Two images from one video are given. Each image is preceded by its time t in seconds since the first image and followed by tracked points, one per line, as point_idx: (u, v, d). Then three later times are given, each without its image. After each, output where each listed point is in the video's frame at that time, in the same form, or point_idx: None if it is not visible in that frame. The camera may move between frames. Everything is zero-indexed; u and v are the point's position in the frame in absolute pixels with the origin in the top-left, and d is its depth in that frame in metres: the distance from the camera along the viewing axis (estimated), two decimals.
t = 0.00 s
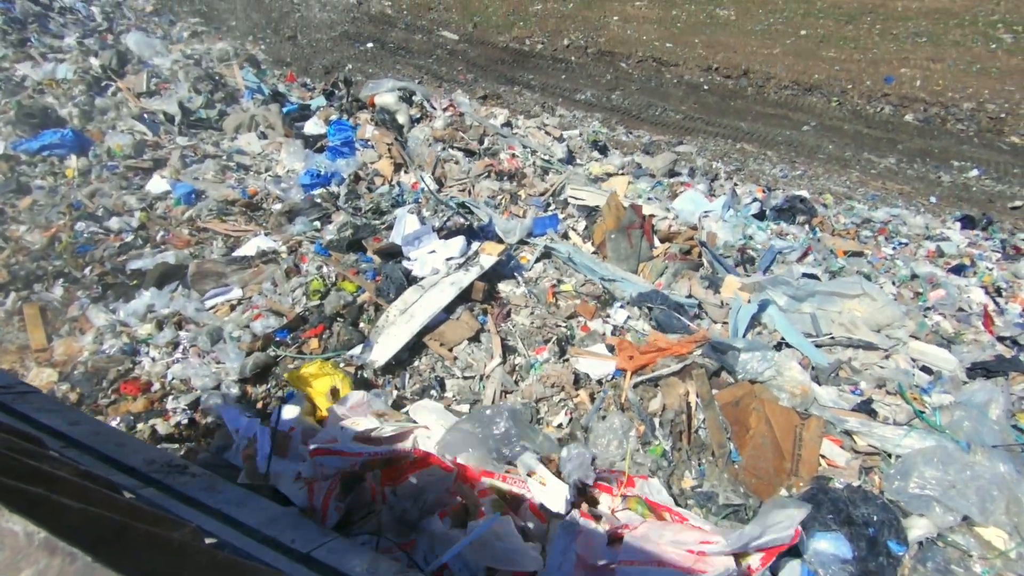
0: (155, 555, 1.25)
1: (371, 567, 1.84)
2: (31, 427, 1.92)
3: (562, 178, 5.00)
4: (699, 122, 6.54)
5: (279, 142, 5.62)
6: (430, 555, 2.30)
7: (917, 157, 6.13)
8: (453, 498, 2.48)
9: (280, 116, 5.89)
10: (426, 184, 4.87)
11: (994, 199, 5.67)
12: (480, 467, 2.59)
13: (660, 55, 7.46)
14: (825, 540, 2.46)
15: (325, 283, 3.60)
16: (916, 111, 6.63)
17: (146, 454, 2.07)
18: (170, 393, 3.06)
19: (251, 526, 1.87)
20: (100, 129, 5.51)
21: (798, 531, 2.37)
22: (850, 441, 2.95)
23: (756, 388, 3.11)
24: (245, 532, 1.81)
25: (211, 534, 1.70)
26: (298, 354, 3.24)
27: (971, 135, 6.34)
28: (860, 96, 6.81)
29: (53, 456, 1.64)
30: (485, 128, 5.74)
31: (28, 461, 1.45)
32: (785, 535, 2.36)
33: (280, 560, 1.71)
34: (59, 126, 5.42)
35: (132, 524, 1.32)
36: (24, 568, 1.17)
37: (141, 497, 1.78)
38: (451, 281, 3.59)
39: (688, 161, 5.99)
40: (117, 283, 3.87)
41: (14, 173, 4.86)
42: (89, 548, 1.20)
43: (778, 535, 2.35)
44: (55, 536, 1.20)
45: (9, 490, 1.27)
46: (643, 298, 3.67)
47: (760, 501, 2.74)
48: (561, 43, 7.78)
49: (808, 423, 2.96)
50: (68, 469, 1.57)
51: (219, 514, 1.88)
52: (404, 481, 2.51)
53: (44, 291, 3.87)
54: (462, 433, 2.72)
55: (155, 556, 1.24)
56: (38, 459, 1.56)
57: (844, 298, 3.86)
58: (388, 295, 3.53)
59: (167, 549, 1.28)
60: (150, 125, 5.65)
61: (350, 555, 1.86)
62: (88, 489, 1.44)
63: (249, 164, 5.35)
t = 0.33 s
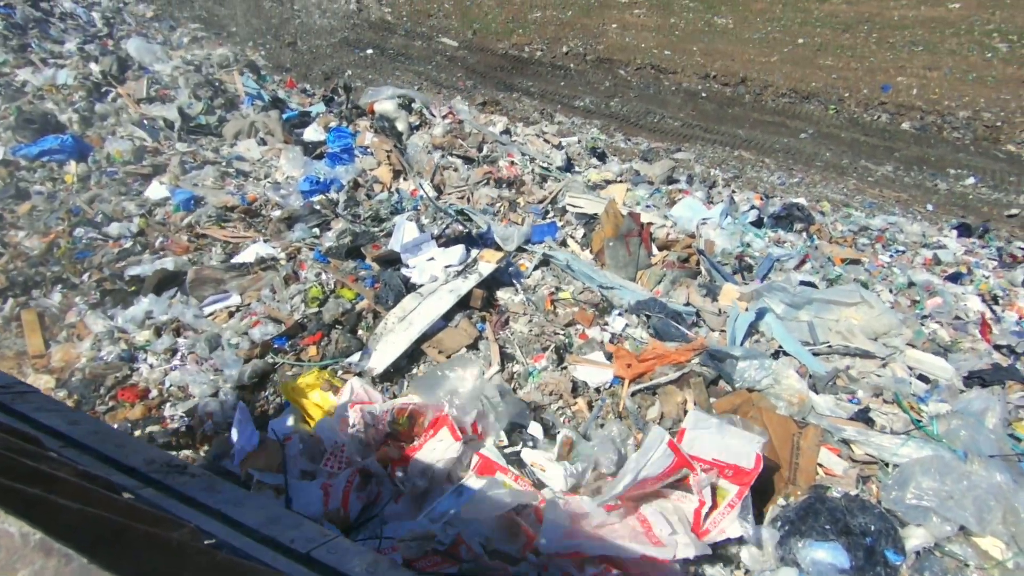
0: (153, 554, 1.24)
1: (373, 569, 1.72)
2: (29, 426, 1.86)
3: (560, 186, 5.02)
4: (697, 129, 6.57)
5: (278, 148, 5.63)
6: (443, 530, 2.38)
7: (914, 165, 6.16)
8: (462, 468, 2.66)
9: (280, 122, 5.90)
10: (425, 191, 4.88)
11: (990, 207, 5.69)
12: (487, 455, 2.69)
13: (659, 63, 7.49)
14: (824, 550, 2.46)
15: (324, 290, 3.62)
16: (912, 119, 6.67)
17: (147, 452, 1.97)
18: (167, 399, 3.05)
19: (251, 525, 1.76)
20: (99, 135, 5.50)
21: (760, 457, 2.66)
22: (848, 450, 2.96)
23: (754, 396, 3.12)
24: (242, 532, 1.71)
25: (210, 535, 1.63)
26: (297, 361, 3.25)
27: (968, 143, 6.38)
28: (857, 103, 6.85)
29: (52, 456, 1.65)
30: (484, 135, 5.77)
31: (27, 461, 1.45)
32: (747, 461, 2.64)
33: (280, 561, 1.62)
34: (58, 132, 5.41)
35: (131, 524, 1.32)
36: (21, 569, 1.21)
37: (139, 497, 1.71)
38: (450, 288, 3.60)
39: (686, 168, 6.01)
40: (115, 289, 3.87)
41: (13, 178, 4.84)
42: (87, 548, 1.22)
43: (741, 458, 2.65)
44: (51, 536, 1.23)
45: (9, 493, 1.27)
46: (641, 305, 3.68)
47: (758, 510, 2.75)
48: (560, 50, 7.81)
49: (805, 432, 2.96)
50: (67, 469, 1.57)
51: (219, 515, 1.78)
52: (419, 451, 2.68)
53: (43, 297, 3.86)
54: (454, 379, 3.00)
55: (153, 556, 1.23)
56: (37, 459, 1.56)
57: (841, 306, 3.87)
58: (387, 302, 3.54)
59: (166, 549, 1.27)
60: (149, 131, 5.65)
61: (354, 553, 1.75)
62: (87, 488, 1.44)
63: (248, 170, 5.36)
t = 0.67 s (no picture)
0: (162, 554, 1.08)
1: (377, 568, 1.58)
2: (28, 423, 1.73)
3: (560, 193, 5.09)
4: (696, 136, 6.64)
5: (281, 155, 5.69)
6: (450, 530, 2.41)
7: (911, 173, 6.24)
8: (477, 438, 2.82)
9: (283, 129, 5.97)
10: (428, 198, 4.94)
11: (986, 215, 5.76)
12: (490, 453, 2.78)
13: (658, 71, 7.58)
14: (821, 552, 2.49)
15: (328, 295, 3.69)
16: (908, 128, 6.76)
17: (149, 453, 1.82)
18: (173, 402, 3.09)
19: (257, 525, 1.63)
20: (104, 141, 5.54)
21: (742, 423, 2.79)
22: (846, 454, 3.02)
23: (753, 401, 3.17)
24: (243, 530, 1.60)
25: (215, 535, 1.49)
26: (302, 365, 3.31)
27: (963, 151, 6.47)
28: (854, 112, 6.94)
29: (53, 454, 1.52)
30: (485, 143, 5.84)
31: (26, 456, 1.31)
32: (728, 425, 2.79)
33: (286, 561, 1.50)
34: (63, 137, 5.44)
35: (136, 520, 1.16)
36: (26, 566, 1.01)
37: (139, 496, 1.57)
38: (452, 293, 3.65)
39: (684, 175, 6.08)
40: (121, 294, 3.91)
41: (18, 183, 4.87)
42: (90, 545, 1.05)
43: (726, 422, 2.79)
44: (57, 534, 1.04)
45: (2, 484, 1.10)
46: (641, 311, 3.74)
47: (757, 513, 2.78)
48: (560, 58, 7.90)
49: (803, 435, 2.98)
50: (70, 468, 1.43)
51: (220, 514, 1.66)
52: (428, 437, 2.86)
53: (49, 301, 3.90)
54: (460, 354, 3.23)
55: (163, 555, 1.08)
56: (37, 456, 1.42)
57: (838, 312, 3.93)
58: (390, 308, 3.61)
59: (172, 546, 1.11)
60: (154, 137, 5.69)
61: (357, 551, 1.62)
62: (90, 488, 1.29)
63: (252, 176, 5.42)
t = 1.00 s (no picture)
0: (162, 553, 1.10)
1: (375, 566, 1.58)
2: (29, 423, 1.75)
3: (561, 197, 5.17)
4: (695, 143, 6.73)
5: (284, 159, 5.77)
6: (450, 530, 2.46)
7: (908, 180, 6.32)
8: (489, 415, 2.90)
9: (287, 133, 6.04)
10: (430, 201, 5.01)
11: (982, 222, 5.83)
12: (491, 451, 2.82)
13: (656, 78, 7.67)
14: (816, 546, 2.56)
15: (333, 295, 3.76)
16: (905, 135, 6.85)
17: (148, 451, 1.85)
18: (181, 399, 3.15)
19: (254, 524, 1.66)
20: (110, 144, 5.60)
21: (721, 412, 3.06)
22: (841, 451, 3.08)
23: (750, 400, 3.23)
24: (244, 530, 1.62)
25: (213, 534, 1.52)
26: (307, 363, 3.37)
27: (959, 158, 6.55)
28: (851, 119, 7.04)
29: (54, 453, 1.53)
30: (486, 148, 5.92)
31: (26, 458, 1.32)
32: (712, 413, 3.03)
33: (283, 559, 1.51)
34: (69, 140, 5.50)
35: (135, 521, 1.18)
36: (26, 566, 1.04)
37: (141, 496, 1.60)
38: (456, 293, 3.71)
39: (683, 182, 6.16)
40: (128, 295, 3.96)
41: (25, 185, 4.91)
42: (92, 544, 1.07)
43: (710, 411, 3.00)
44: (58, 533, 1.07)
45: (7, 484, 1.13)
46: (640, 312, 3.81)
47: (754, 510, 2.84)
48: (560, 65, 8.00)
49: (799, 434, 3.07)
50: (71, 467, 1.45)
51: (220, 513, 1.68)
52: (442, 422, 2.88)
53: (57, 301, 3.95)
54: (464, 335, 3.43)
55: (164, 554, 1.10)
56: (37, 456, 1.44)
57: (834, 314, 4.00)
58: (394, 308, 3.68)
59: (173, 546, 1.14)
60: (159, 140, 5.75)
61: (354, 549, 1.62)
62: (89, 488, 1.30)
63: (256, 180, 5.48)
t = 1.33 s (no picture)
0: (160, 555, 1.10)
1: (371, 570, 1.57)
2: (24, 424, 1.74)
3: (561, 199, 5.26)
4: (693, 148, 6.83)
5: (288, 161, 5.85)
6: (456, 514, 2.52)
7: (904, 186, 6.42)
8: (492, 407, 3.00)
9: (290, 136, 6.12)
10: (433, 203, 5.08)
11: (977, 227, 5.92)
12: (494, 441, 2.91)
13: (655, 85, 7.78)
14: (812, 536, 2.61)
15: (338, 293, 3.83)
16: (900, 142, 6.95)
17: (145, 453, 1.83)
18: (190, 392, 3.21)
19: (250, 527, 1.64)
20: (116, 147, 5.67)
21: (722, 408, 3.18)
22: (836, 446, 3.16)
23: (747, 395, 3.30)
24: (240, 532, 1.59)
25: (209, 536, 1.49)
26: (314, 358, 3.44)
27: (955, 165, 6.64)
28: (848, 126, 7.14)
29: (49, 455, 1.52)
30: (488, 151, 6.00)
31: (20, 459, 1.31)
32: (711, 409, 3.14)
33: (280, 563, 1.49)
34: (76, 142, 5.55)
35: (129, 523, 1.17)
36: (22, 566, 1.04)
37: (137, 497, 1.56)
38: (459, 290, 3.78)
39: (682, 187, 6.25)
40: (136, 293, 4.02)
41: (33, 185, 4.96)
42: (87, 545, 1.07)
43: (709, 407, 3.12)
44: (54, 534, 1.07)
45: (4, 486, 1.13)
46: (639, 311, 3.88)
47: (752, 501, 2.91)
48: (559, 71, 8.11)
49: (794, 429, 3.15)
50: (66, 469, 1.44)
51: (217, 516, 1.65)
52: (450, 418, 3.00)
53: (66, 299, 4.00)
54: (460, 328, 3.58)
55: (162, 556, 1.10)
56: (33, 457, 1.43)
57: (830, 314, 4.08)
58: (398, 306, 3.76)
59: (168, 548, 1.13)
60: (165, 143, 5.82)
61: (351, 552, 1.60)
62: (84, 489, 1.29)
63: (260, 182, 5.55)
